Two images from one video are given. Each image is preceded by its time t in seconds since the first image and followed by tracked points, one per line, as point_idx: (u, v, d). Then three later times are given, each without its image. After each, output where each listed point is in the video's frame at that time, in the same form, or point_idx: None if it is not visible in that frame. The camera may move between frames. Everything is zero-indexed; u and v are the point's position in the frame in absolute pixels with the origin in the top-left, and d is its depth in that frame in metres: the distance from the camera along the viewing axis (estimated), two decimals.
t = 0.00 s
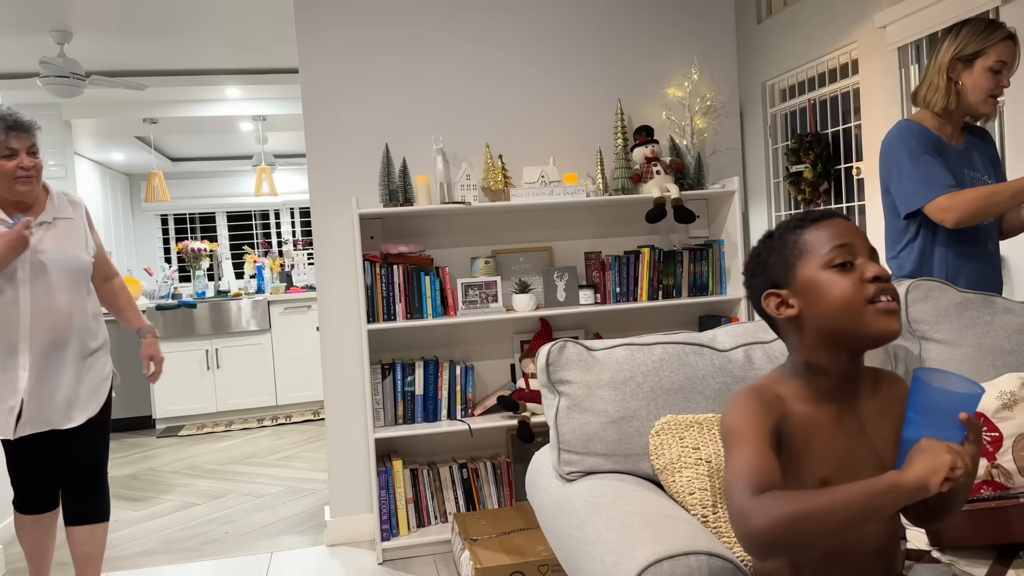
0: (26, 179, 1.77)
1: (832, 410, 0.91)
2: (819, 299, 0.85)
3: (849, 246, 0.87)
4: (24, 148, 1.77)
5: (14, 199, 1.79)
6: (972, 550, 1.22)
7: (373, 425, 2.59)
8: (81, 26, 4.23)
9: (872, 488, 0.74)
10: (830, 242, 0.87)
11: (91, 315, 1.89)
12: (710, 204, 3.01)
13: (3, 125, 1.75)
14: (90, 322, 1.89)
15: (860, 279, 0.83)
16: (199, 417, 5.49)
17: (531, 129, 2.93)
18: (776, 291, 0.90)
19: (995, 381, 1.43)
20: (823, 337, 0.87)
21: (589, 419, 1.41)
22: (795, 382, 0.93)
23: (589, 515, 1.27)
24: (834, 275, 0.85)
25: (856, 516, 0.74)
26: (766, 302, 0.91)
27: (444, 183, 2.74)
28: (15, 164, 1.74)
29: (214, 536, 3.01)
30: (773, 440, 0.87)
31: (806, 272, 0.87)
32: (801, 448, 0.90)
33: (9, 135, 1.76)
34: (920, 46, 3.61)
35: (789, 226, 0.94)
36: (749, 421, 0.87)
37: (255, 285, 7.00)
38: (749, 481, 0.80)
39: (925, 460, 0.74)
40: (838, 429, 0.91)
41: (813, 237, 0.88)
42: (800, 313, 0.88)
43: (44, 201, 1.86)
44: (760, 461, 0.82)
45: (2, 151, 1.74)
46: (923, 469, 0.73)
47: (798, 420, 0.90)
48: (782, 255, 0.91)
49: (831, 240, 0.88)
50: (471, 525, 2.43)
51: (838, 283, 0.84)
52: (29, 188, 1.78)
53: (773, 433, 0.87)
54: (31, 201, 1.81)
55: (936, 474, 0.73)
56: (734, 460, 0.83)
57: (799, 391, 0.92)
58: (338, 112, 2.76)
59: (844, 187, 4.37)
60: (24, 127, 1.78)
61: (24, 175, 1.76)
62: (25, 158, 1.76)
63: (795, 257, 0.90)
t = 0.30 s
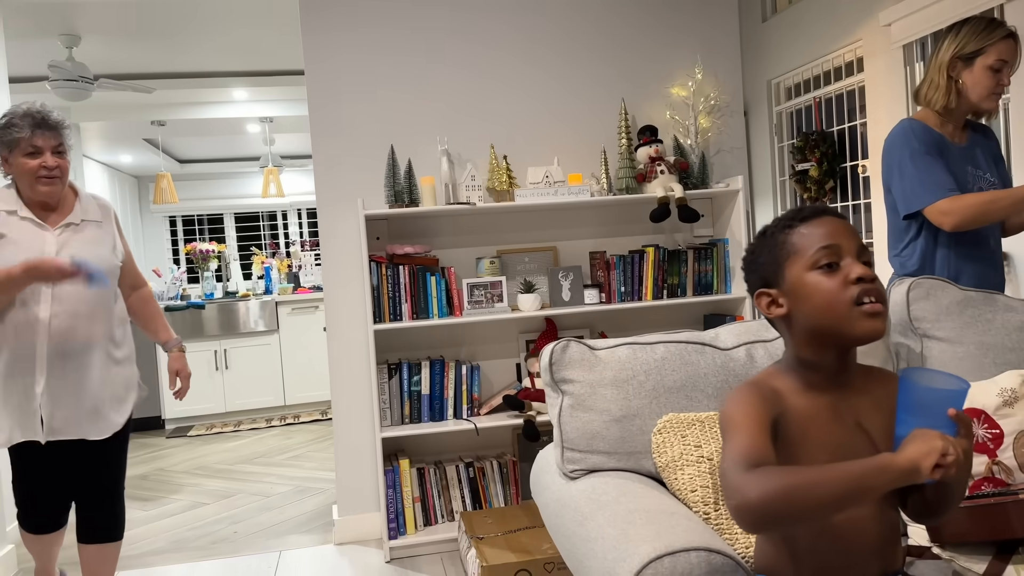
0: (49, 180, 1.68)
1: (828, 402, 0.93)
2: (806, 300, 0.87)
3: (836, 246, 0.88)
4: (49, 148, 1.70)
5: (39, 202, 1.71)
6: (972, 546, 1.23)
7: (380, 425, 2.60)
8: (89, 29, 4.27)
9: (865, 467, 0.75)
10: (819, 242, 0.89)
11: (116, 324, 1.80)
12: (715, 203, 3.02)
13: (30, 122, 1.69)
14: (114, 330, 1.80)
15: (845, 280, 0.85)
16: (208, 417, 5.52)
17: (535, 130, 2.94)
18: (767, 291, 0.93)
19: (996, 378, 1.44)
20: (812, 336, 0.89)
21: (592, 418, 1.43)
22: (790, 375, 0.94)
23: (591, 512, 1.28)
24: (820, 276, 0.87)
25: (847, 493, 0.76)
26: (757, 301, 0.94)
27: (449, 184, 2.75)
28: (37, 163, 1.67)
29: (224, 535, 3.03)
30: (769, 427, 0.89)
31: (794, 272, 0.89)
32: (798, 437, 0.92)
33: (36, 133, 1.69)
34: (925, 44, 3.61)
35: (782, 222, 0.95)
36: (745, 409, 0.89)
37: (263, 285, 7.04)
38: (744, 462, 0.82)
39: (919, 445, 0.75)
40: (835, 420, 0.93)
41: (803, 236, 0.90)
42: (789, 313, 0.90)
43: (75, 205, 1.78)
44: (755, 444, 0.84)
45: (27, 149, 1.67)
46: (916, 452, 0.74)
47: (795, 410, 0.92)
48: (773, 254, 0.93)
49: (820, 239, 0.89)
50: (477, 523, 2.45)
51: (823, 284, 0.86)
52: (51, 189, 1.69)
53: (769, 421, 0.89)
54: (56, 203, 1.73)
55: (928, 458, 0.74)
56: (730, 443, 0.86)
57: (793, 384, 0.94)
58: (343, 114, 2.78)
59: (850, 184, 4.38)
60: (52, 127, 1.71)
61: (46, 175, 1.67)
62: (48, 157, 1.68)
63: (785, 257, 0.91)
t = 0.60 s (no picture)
0: (51, 180, 1.61)
1: (815, 396, 0.96)
2: (790, 300, 0.91)
3: (819, 248, 0.92)
4: (49, 144, 1.62)
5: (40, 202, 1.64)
6: (960, 547, 1.25)
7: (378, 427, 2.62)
8: (87, 32, 4.28)
9: (851, 444, 0.80)
10: (802, 244, 0.92)
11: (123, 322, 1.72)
12: (710, 206, 3.04)
13: (28, 117, 1.60)
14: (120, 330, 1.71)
15: (827, 282, 0.89)
16: (206, 419, 5.54)
17: (532, 133, 2.96)
18: (752, 291, 0.96)
19: (985, 381, 1.46)
20: (795, 335, 0.93)
21: (586, 421, 1.45)
22: (776, 371, 0.98)
23: (585, 514, 1.30)
24: (803, 277, 0.90)
25: (832, 471, 0.80)
26: (742, 301, 0.97)
27: (446, 187, 2.77)
28: (36, 160, 1.59)
29: (222, 536, 3.05)
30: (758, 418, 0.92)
31: (778, 274, 0.93)
32: (785, 431, 0.94)
33: (35, 129, 1.61)
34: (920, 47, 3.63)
35: (766, 224, 0.99)
36: (735, 401, 0.92)
37: (261, 287, 7.05)
38: (734, 448, 0.86)
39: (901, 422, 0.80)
40: (822, 412, 0.96)
41: (787, 239, 0.93)
42: (773, 313, 0.94)
43: (74, 201, 1.70)
44: (745, 432, 0.88)
45: (26, 147, 1.59)
46: (898, 428, 0.78)
47: (784, 403, 0.95)
48: (757, 255, 0.96)
49: (804, 242, 0.92)
50: (474, 524, 2.46)
51: (806, 286, 0.89)
52: (54, 189, 1.62)
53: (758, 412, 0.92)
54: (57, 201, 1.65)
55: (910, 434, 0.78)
56: (721, 431, 0.89)
57: (779, 379, 0.97)
58: (341, 118, 2.79)
59: (846, 186, 4.40)
60: (52, 122, 1.62)
61: (47, 174, 1.60)
62: (48, 154, 1.60)
63: (769, 259, 0.95)
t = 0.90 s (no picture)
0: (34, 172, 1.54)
1: (801, 396, 0.99)
2: (780, 300, 0.93)
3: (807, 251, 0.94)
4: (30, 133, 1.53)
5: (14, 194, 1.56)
6: (945, 544, 1.27)
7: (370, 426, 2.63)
8: (77, 30, 4.26)
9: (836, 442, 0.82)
10: (791, 247, 0.95)
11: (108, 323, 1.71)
12: (700, 206, 3.07)
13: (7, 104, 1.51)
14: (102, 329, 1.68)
15: (816, 282, 0.91)
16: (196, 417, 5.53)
17: (523, 133, 2.97)
18: (742, 293, 0.99)
19: (970, 380, 1.49)
20: (785, 335, 0.94)
21: (578, 419, 1.47)
22: (764, 374, 1.00)
23: (577, 512, 1.32)
24: (793, 278, 0.93)
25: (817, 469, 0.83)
26: (733, 303, 0.99)
27: (438, 187, 2.78)
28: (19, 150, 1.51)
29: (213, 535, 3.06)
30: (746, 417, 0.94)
31: (768, 274, 0.95)
32: (773, 428, 0.96)
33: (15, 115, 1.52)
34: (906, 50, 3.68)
35: (756, 227, 1.01)
36: (723, 402, 0.94)
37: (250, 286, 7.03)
38: (723, 445, 0.88)
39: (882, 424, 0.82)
40: (807, 413, 0.98)
41: (776, 242, 0.96)
42: (763, 313, 0.96)
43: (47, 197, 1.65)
44: (734, 430, 0.90)
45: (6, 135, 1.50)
46: (881, 433, 0.81)
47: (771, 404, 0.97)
48: (747, 258, 0.99)
49: (792, 244, 0.95)
50: (465, 522, 2.48)
51: (795, 286, 0.92)
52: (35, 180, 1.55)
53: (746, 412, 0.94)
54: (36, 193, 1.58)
55: (891, 441, 0.81)
56: (710, 430, 0.91)
57: (767, 381, 0.99)
58: (332, 118, 2.80)
59: (833, 187, 4.45)
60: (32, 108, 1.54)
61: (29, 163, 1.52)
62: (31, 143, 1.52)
63: (759, 261, 0.97)
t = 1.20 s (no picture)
0: (48, 159, 1.50)
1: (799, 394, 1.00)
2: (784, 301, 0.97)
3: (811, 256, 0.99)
4: (42, 117, 1.51)
5: (24, 180, 1.50)
6: (935, 538, 1.31)
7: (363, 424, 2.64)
8: (65, 26, 4.24)
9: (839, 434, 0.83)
10: (795, 249, 0.98)
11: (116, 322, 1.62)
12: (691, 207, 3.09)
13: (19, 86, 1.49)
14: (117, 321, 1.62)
15: (819, 286, 0.96)
16: (183, 417, 5.51)
17: (516, 135, 2.99)
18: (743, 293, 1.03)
19: (959, 378, 1.52)
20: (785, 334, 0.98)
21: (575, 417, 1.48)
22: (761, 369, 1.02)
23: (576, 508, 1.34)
24: (796, 281, 0.96)
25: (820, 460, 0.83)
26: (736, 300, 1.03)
27: (431, 186, 2.80)
28: (32, 132, 1.47)
29: (204, 533, 3.07)
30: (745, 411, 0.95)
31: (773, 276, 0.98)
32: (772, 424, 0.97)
33: (27, 98, 1.49)
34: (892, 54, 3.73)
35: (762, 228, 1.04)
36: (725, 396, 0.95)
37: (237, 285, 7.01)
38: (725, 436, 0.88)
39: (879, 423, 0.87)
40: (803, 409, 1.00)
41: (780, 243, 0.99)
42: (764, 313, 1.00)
43: (53, 188, 1.62)
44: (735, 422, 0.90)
45: (20, 118, 1.47)
46: (878, 435, 0.83)
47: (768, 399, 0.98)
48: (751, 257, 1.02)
49: (797, 248, 0.98)
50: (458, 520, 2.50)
51: (799, 288, 0.96)
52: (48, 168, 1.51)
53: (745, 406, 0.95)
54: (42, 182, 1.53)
55: (886, 442, 0.84)
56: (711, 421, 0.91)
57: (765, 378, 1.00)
58: (326, 117, 2.81)
59: (820, 189, 4.50)
60: (42, 91, 1.51)
61: (43, 147, 1.48)
62: (44, 126, 1.49)
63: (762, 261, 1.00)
